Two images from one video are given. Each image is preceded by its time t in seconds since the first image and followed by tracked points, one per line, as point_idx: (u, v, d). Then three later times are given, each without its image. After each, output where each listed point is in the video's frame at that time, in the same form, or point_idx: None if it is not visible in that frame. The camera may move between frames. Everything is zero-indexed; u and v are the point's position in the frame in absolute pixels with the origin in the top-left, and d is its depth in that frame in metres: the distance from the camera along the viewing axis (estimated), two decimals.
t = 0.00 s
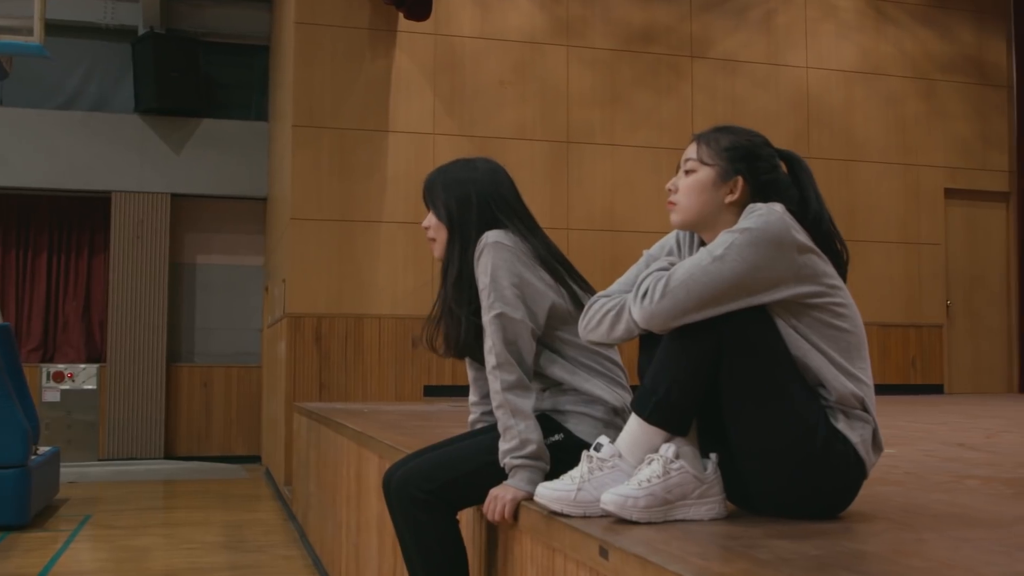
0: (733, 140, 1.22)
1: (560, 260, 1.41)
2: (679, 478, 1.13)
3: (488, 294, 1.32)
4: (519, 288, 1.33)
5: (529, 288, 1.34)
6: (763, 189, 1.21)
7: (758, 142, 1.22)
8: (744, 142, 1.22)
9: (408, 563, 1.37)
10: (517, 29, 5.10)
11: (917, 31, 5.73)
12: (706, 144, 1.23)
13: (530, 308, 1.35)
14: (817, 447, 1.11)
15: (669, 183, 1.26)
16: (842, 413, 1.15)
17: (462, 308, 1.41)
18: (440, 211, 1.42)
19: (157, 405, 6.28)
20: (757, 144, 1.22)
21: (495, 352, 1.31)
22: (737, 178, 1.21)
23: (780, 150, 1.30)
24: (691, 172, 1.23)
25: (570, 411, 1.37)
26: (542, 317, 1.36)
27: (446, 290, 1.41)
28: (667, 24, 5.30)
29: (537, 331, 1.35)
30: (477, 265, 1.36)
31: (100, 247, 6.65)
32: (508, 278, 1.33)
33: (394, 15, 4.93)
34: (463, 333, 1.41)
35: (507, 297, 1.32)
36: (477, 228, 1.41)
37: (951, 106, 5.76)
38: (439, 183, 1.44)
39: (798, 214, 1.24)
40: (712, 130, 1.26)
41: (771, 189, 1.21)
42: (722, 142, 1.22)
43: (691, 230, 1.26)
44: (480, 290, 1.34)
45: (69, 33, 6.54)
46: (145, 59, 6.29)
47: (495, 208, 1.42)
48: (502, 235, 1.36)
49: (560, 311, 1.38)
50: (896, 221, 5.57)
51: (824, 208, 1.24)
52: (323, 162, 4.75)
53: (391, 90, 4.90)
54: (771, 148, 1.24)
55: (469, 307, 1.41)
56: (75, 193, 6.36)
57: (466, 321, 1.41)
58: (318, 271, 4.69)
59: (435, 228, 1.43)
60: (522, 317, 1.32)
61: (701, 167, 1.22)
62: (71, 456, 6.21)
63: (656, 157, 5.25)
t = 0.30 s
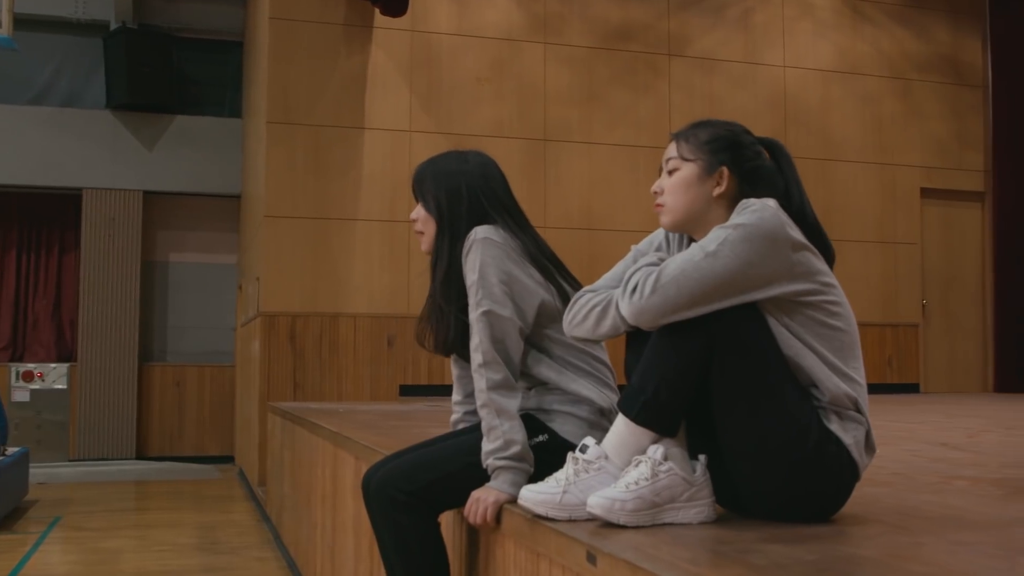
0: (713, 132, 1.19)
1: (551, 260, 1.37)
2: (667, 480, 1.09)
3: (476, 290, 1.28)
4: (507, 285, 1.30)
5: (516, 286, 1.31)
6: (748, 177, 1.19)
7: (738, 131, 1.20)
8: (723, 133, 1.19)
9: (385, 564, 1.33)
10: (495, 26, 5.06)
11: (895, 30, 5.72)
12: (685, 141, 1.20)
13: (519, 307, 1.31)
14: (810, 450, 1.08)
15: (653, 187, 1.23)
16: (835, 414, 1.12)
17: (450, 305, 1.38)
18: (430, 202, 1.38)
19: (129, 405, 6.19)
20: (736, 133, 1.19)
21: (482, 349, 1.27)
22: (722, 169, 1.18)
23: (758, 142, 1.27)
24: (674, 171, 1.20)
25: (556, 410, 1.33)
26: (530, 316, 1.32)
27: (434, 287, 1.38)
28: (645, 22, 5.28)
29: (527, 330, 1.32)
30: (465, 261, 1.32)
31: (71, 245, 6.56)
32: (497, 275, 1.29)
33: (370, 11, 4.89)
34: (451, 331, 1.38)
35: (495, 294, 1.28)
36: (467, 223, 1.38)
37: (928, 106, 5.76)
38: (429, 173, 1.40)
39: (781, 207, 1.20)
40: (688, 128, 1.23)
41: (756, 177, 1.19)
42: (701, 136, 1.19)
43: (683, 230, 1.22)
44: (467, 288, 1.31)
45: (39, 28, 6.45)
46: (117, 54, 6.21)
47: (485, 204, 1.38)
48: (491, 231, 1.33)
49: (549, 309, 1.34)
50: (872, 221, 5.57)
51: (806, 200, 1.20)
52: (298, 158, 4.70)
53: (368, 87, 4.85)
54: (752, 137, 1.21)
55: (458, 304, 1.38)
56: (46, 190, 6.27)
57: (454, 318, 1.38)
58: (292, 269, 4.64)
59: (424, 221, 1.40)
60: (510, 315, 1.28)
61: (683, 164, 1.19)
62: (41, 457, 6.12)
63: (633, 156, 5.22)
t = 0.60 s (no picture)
0: (701, 125, 1.15)
1: (546, 257, 1.36)
2: (659, 484, 1.06)
3: (468, 286, 1.26)
4: (500, 282, 1.27)
5: (509, 282, 1.28)
6: (739, 170, 1.15)
7: (727, 123, 1.16)
8: (712, 125, 1.15)
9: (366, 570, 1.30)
10: (474, 23, 5.02)
11: (873, 30, 5.72)
12: (673, 134, 1.16)
13: (511, 304, 1.29)
14: (804, 452, 1.05)
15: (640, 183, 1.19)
16: (830, 415, 1.09)
17: (439, 297, 1.35)
18: (421, 192, 1.37)
19: (103, 405, 6.12)
20: (726, 125, 1.15)
21: (472, 348, 1.24)
22: (711, 161, 1.14)
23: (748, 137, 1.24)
24: (662, 164, 1.16)
25: (542, 411, 1.30)
26: (522, 314, 1.29)
27: (423, 278, 1.35)
28: (625, 20, 5.25)
29: (518, 328, 1.29)
30: (457, 256, 1.30)
31: (44, 243, 6.48)
32: (490, 271, 1.27)
33: (348, 8, 4.83)
34: (441, 325, 1.35)
35: (487, 289, 1.26)
36: (459, 215, 1.36)
37: (907, 106, 5.76)
38: (422, 164, 1.38)
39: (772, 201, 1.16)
40: (675, 122, 1.19)
41: (747, 170, 1.15)
42: (688, 130, 1.15)
43: (672, 227, 1.18)
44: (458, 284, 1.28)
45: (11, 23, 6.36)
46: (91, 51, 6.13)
47: (479, 196, 1.37)
48: (484, 224, 1.30)
49: (542, 306, 1.32)
50: (851, 220, 5.57)
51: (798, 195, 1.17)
52: (275, 156, 4.64)
53: (346, 85, 4.80)
54: (742, 130, 1.17)
55: (447, 297, 1.36)
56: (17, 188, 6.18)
57: (443, 312, 1.35)
58: (269, 268, 4.59)
59: (413, 211, 1.38)
60: (502, 313, 1.26)
61: (671, 157, 1.15)
62: (13, 458, 6.04)
63: (613, 155, 5.19)
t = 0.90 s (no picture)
0: (693, 119, 1.12)
1: (537, 256, 1.37)
2: (652, 488, 1.03)
3: (460, 283, 1.25)
4: (494, 279, 1.28)
5: (502, 279, 1.28)
6: (733, 165, 1.11)
7: (720, 118, 1.12)
8: (706, 119, 1.12)
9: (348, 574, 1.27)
10: (455, 21, 4.98)
11: (853, 31, 5.70)
12: (665, 129, 1.12)
13: (504, 302, 1.29)
14: (802, 453, 1.02)
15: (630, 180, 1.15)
16: (827, 416, 1.07)
17: (429, 295, 1.36)
18: (412, 184, 1.38)
19: (78, 406, 6.04)
20: (719, 120, 1.12)
21: (462, 347, 1.24)
22: (704, 155, 1.10)
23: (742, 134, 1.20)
24: (654, 159, 1.12)
25: (532, 414, 1.29)
26: (515, 313, 1.29)
27: (415, 273, 1.36)
28: (606, 19, 5.23)
29: (509, 328, 1.29)
30: (447, 250, 1.30)
31: (18, 242, 6.39)
32: (483, 268, 1.27)
33: (327, 5, 4.79)
34: (430, 322, 1.36)
35: (480, 288, 1.26)
36: (451, 208, 1.37)
37: (887, 107, 5.75)
38: (413, 157, 1.39)
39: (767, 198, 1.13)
40: (668, 117, 1.15)
41: (741, 165, 1.11)
42: (681, 125, 1.12)
43: (664, 224, 1.14)
44: (450, 280, 1.28)
45: None
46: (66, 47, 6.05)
47: (471, 190, 1.39)
48: (477, 218, 1.32)
49: (533, 305, 1.32)
50: (831, 221, 5.56)
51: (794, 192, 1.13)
52: (253, 154, 4.59)
53: (325, 82, 4.75)
54: (736, 126, 1.14)
55: (437, 294, 1.37)
56: None
57: (433, 309, 1.36)
58: (246, 267, 4.53)
59: (402, 203, 1.39)
60: (494, 311, 1.25)
61: (663, 152, 1.11)
62: None
63: (594, 154, 5.16)
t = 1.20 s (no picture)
0: (683, 114, 1.09)
1: (520, 254, 1.34)
2: (642, 492, 1.00)
3: (444, 282, 1.23)
4: (479, 277, 1.26)
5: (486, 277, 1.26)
6: (724, 160, 1.08)
7: (711, 112, 1.10)
8: (696, 114, 1.09)
9: None
10: (433, 20, 4.95)
11: (831, 32, 5.70)
12: (655, 124, 1.09)
13: (488, 300, 1.27)
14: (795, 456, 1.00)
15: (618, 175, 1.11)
16: (820, 418, 1.04)
17: (410, 293, 1.33)
18: (393, 179, 1.35)
19: (49, 407, 5.96)
20: (709, 114, 1.09)
21: (446, 348, 1.21)
22: (694, 149, 1.07)
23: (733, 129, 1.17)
24: (643, 154, 1.09)
25: (516, 416, 1.26)
26: (499, 313, 1.27)
27: (396, 272, 1.33)
28: (584, 19, 5.20)
29: (493, 327, 1.27)
30: (430, 247, 1.27)
31: None
32: (467, 266, 1.24)
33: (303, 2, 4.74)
34: (410, 322, 1.33)
35: (465, 286, 1.23)
36: (433, 204, 1.34)
37: (864, 108, 5.75)
38: (393, 152, 1.36)
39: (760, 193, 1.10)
40: (657, 112, 1.13)
41: (731, 160, 1.08)
42: (671, 119, 1.09)
43: (654, 221, 1.10)
44: (433, 279, 1.25)
45: None
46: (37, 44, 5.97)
47: (453, 186, 1.36)
48: (460, 215, 1.29)
49: (518, 304, 1.30)
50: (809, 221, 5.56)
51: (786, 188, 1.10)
52: (229, 151, 4.54)
53: (301, 81, 4.70)
54: (727, 121, 1.11)
55: (418, 293, 1.34)
56: None
57: (414, 308, 1.33)
58: (221, 266, 4.48)
59: (381, 199, 1.36)
60: (479, 311, 1.23)
61: (653, 146, 1.08)
62: None
63: (572, 154, 5.14)
